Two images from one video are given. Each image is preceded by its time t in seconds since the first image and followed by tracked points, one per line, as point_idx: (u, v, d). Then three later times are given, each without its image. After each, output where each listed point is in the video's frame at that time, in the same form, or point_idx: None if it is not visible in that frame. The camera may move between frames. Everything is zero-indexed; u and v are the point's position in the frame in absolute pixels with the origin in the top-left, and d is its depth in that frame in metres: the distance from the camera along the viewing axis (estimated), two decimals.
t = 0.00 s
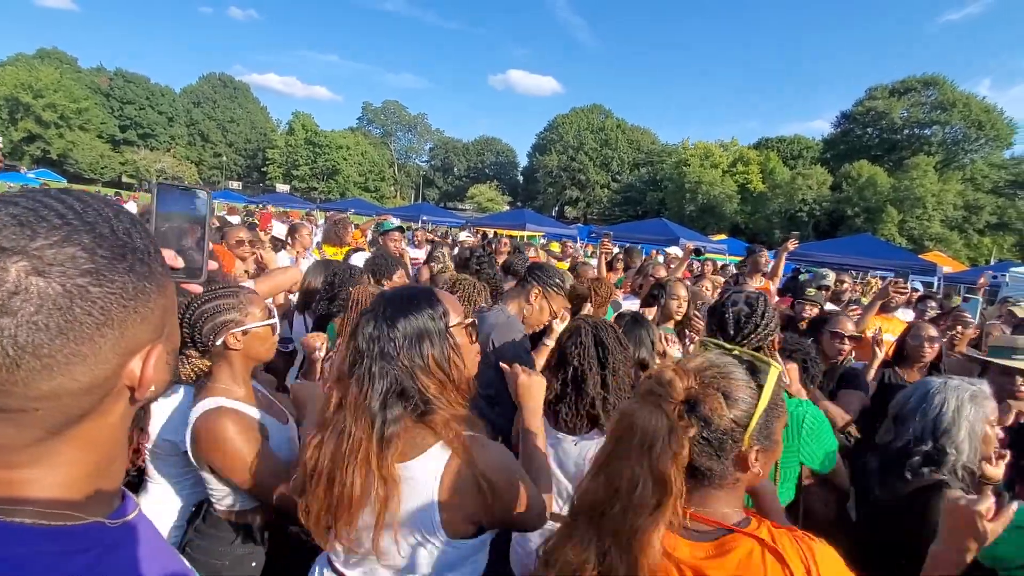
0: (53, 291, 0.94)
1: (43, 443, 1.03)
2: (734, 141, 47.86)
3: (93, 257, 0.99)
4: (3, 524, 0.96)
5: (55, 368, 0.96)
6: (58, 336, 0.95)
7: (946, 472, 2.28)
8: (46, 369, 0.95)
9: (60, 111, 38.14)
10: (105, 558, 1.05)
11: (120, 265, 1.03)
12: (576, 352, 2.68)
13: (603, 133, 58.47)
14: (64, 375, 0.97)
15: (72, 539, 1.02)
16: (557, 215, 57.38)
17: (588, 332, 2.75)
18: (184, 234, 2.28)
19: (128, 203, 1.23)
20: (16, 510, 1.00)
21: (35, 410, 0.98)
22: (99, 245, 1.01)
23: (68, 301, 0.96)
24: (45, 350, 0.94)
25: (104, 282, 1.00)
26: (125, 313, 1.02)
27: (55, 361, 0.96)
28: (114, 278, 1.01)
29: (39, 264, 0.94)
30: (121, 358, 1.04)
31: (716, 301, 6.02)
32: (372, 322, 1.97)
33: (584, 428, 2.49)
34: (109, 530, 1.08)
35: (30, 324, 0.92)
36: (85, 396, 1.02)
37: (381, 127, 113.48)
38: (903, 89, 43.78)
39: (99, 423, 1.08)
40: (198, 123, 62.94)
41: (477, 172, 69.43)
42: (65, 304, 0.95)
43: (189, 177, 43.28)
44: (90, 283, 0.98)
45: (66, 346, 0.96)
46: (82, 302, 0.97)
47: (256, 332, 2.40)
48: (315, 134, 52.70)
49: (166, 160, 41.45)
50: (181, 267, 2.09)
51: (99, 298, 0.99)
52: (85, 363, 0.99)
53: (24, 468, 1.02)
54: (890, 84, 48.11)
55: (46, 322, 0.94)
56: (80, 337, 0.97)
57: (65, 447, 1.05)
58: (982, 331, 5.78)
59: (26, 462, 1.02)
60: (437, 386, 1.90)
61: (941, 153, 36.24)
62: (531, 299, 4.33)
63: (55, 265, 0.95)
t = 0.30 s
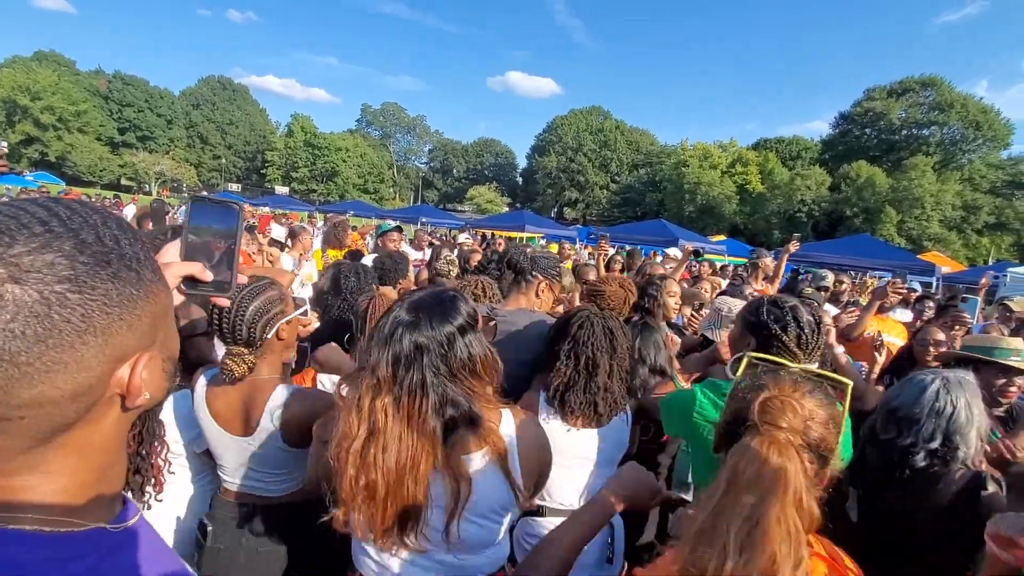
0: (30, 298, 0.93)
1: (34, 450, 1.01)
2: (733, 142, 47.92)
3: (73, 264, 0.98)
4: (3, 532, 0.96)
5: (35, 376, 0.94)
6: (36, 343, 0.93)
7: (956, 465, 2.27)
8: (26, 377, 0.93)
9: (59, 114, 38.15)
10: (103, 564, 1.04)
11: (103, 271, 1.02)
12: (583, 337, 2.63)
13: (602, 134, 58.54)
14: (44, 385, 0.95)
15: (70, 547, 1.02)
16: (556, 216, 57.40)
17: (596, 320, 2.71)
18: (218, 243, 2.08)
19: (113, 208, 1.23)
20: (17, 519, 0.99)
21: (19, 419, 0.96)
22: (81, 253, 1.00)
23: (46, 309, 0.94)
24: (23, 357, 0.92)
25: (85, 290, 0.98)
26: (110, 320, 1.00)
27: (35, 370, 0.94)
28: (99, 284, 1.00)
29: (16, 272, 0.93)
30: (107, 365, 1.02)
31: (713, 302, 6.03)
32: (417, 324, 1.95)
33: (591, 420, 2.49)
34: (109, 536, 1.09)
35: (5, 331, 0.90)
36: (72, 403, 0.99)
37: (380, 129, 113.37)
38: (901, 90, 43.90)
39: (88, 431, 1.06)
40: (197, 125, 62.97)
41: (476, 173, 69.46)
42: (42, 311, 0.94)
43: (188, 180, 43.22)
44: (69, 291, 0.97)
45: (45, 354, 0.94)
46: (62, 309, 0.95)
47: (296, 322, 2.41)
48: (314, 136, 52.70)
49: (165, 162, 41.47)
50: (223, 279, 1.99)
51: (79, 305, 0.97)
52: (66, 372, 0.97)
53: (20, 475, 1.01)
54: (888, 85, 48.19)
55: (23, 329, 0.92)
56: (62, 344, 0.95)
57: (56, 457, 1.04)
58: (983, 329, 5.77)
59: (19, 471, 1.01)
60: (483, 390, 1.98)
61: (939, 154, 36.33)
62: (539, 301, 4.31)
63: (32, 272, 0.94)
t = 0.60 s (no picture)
0: (19, 302, 0.93)
1: (33, 454, 1.01)
2: (732, 143, 47.95)
3: (66, 268, 0.98)
4: (8, 534, 0.96)
5: (26, 380, 0.94)
6: (27, 347, 0.93)
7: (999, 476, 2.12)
8: (16, 382, 0.94)
9: (58, 115, 38.15)
10: (106, 567, 1.04)
11: (99, 275, 1.02)
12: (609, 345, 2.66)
13: (601, 136, 58.55)
14: (37, 388, 0.95)
15: (74, 549, 1.02)
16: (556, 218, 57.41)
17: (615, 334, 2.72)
18: (264, 264, 1.93)
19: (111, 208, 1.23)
20: (25, 520, 0.99)
21: (12, 424, 0.96)
22: (76, 256, 1.01)
23: (37, 313, 0.94)
24: (12, 362, 0.92)
25: (77, 293, 0.98)
26: (105, 325, 1.00)
27: (26, 374, 0.94)
28: (94, 288, 1.00)
29: (10, 275, 0.93)
30: (103, 370, 1.01)
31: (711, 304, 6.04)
32: (473, 336, 1.98)
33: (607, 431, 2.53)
34: (116, 538, 1.09)
35: None
36: (66, 408, 0.99)
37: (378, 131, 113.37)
38: (900, 91, 43.97)
39: (86, 436, 1.06)
40: (196, 127, 62.95)
41: (475, 174, 69.46)
42: (33, 315, 0.94)
43: (187, 181, 43.20)
44: (62, 294, 0.97)
45: (36, 358, 0.94)
46: (53, 313, 0.95)
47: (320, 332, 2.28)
48: (314, 137, 52.70)
49: (164, 163, 41.45)
50: (253, 297, 1.88)
51: (72, 309, 0.97)
52: (61, 377, 0.97)
53: (24, 479, 1.02)
54: (887, 86, 48.22)
55: (13, 333, 0.92)
56: (53, 349, 0.95)
57: (58, 460, 1.04)
58: (981, 330, 5.78)
59: (23, 474, 1.02)
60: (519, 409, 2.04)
61: (938, 155, 36.40)
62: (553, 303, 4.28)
63: (24, 275, 0.94)
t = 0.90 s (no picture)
0: (26, 298, 0.93)
1: (41, 452, 1.01)
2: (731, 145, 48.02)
3: (75, 266, 0.98)
4: (20, 533, 0.96)
5: (29, 376, 0.94)
6: (31, 343, 0.93)
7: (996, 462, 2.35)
8: (20, 377, 0.94)
9: (58, 118, 38.16)
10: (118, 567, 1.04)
11: (107, 276, 1.02)
12: (628, 339, 2.68)
13: (600, 137, 58.60)
14: (41, 385, 0.95)
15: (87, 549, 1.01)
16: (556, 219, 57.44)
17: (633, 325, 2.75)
18: (287, 279, 1.93)
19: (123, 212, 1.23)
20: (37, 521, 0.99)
21: (17, 420, 0.96)
22: (87, 254, 1.01)
23: (42, 311, 0.94)
24: (16, 356, 0.92)
25: (84, 292, 0.98)
26: (111, 325, 1.00)
27: (28, 371, 0.94)
28: (100, 286, 1.00)
29: (16, 272, 0.93)
30: (108, 370, 1.01)
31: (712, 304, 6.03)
32: (481, 325, 2.01)
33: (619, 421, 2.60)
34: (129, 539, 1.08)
35: (3, 330, 0.91)
36: (71, 406, 0.99)
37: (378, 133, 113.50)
38: (898, 92, 44.05)
39: (95, 434, 1.05)
40: (196, 130, 62.98)
41: (475, 176, 69.49)
42: (39, 310, 0.94)
43: (186, 184, 43.20)
44: (67, 291, 0.96)
45: (39, 354, 0.94)
46: (58, 310, 0.95)
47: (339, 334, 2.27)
48: (313, 140, 52.75)
49: (164, 166, 41.54)
50: (284, 313, 1.91)
51: (78, 307, 0.97)
52: (65, 376, 0.97)
53: (34, 477, 1.02)
54: (885, 87, 48.26)
55: (17, 329, 0.92)
56: (58, 346, 0.95)
57: (69, 459, 1.04)
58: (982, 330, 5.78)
59: (37, 473, 1.02)
60: (515, 400, 2.10)
61: (937, 155, 36.44)
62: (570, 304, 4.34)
63: (32, 272, 0.94)
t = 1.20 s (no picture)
0: (43, 293, 0.94)
1: (56, 447, 1.01)
2: (731, 146, 48.06)
3: (92, 263, 0.99)
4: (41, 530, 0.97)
5: (46, 370, 0.94)
6: (47, 338, 0.93)
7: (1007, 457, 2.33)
8: (37, 371, 0.94)
9: (57, 120, 38.15)
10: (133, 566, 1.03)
11: (124, 273, 1.02)
12: (650, 356, 2.64)
13: (600, 138, 58.66)
14: (57, 380, 0.95)
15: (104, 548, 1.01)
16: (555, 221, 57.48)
17: (653, 342, 2.72)
18: (299, 285, 1.93)
19: (137, 215, 1.24)
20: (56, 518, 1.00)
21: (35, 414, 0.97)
22: (104, 253, 1.01)
23: (59, 306, 0.94)
24: (32, 351, 0.93)
25: (99, 288, 0.98)
26: (129, 322, 1.00)
27: (45, 364, 0.94)
28: (117, 284, 1.00)
29: (36, 268, 0.94)
30: (122, 368, 1.00)
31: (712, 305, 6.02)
32: (494, 325, 2.02)
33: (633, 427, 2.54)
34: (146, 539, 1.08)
35: (23, 324, 0.92)
36: (85, 401, 0.98)
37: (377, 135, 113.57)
38: (897, 93, 44.09)
39: (109, 432, 1.04)
40: (196, 132, 62.98)
41: (475, 177, 69.53)
42: (57, 306, 0.94)
43: (186, 186, 43.18)
44: (85, 288, 0.97)
45: (54, 348, 0.94)
46: (75, 307, 0.96)
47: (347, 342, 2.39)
48: (313, 142, 52.79)
49: (164, 168, 41.67)
50: (302, 320, 1.87)
51: (95, 304, 0.97)
52: (78, 372, 0.96)
53: (52, 473, 1.02)
54: (885, 88, 48.35)
55: (36, 323, 0.93)
56: (74, 341, 0.95)
57: (86, 457, 1.03)
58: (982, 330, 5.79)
59: (56, 470, 1.02)
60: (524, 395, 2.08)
61: (936, 155, 36.46)
62: (588, 310, 4.33)
63: (50, 269, 0.95)
